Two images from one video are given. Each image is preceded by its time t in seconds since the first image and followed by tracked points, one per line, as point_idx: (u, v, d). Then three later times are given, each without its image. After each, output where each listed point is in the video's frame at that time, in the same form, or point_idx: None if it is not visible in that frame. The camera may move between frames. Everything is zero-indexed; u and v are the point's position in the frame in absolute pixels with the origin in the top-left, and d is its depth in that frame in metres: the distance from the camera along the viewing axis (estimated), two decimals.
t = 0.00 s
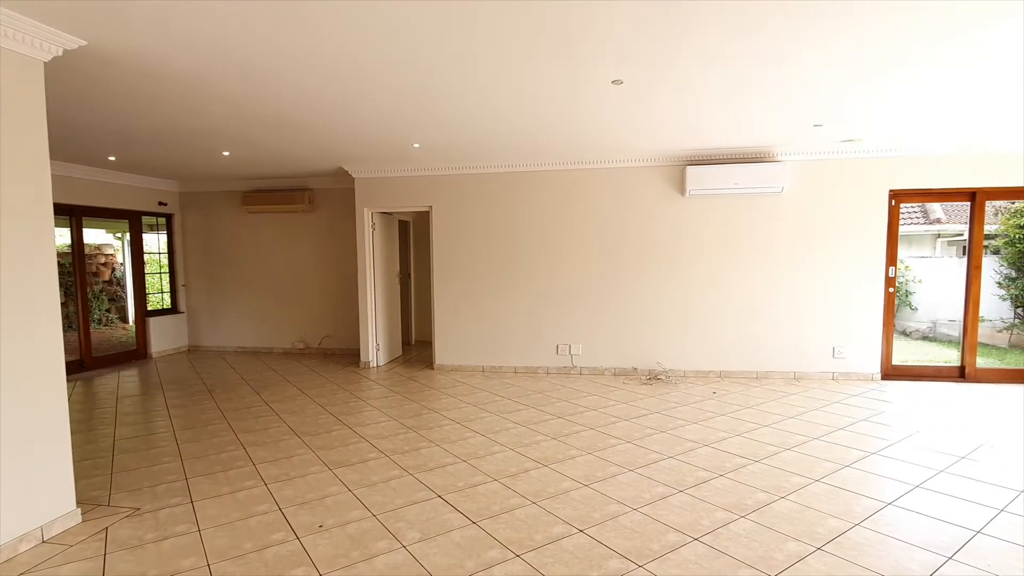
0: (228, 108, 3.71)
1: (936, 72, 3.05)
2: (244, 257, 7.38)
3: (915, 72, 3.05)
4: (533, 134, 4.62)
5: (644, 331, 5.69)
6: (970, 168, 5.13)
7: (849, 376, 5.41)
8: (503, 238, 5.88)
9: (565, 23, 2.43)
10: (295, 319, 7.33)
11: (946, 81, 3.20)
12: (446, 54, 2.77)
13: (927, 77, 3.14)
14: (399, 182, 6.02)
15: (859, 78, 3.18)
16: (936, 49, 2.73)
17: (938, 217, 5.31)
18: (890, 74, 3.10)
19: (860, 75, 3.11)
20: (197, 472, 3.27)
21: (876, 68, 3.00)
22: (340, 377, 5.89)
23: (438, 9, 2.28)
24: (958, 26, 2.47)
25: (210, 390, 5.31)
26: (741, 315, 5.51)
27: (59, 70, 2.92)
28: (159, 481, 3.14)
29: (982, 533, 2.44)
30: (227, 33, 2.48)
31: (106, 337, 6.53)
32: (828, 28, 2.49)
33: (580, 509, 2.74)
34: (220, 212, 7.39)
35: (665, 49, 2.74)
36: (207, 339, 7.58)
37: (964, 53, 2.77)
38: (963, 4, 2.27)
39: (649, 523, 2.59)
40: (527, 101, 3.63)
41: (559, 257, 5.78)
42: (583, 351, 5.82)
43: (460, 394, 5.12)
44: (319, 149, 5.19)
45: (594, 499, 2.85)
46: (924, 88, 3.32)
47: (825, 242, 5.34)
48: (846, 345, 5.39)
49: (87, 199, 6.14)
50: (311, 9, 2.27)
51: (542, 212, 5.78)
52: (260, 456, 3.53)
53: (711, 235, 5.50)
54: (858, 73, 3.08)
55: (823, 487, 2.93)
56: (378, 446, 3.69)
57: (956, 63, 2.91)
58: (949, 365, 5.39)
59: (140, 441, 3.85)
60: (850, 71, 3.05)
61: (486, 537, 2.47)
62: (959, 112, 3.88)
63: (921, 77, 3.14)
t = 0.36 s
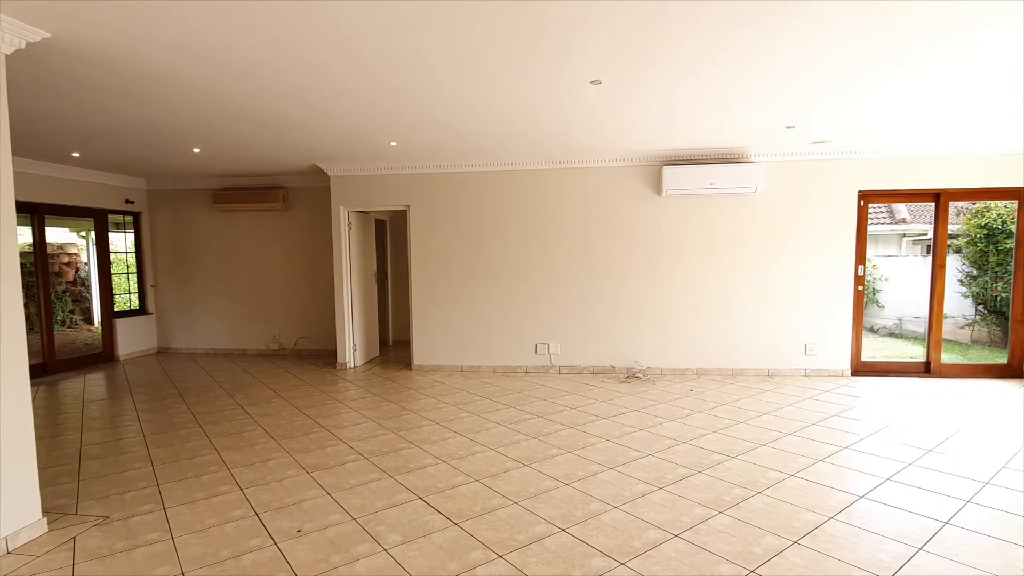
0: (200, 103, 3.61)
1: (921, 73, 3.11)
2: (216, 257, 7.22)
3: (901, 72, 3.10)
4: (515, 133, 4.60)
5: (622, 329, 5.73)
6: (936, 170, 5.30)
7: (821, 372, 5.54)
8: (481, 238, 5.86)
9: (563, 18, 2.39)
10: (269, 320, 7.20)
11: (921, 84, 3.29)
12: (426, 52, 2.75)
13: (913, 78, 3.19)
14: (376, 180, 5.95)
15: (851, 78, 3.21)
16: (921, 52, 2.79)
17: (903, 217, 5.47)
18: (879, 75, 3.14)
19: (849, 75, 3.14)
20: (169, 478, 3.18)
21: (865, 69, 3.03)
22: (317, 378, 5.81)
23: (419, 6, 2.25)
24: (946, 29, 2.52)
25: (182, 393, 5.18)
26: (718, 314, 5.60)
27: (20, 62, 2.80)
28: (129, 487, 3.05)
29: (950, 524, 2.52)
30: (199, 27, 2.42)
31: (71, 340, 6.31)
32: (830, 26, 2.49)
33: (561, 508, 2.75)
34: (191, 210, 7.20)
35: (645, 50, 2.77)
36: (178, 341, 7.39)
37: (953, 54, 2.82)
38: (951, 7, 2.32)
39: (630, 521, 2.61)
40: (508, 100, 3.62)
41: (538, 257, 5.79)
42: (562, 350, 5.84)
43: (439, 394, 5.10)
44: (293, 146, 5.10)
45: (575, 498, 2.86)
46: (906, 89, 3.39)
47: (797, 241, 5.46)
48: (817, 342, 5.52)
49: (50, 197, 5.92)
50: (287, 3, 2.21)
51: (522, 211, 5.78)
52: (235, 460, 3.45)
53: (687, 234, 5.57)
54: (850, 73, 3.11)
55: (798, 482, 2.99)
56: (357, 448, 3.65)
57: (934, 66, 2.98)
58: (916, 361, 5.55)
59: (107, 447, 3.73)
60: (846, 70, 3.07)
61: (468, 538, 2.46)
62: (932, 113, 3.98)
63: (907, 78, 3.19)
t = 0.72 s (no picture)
0: (174, 99, 3.52)
1: (906, 75, 3.15)
2: (191, 257, 7.07)
3: (887, 74, 3.14)
4: (499, 132, 4.58)
5: (603, 329, 5.77)
6: (906, 172, 5.44)
7: (797, 370, 5.65)
8: (463, 238, 5.84)
9: (557, 15, 2.36)
10: (246, 321, 7.07)
11: (894, 88, 3.38)
12: (408, 50, 2.73)
13: (899, 80, 3.24)
14: (356, 179, 5.89)
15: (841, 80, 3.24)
16: (894, 56, 2.86)
17: (875, 218, 5.60)
18: (860, 77, 3.19)
19: (831, 77, 3.19)
20: (143, 484, 3.10)
21: (848, 71, 3.08)
22: (296, 380, 5.72)
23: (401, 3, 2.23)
24: (917, 35, 2.60)
25: (156, 397, 5.06)
26: (697, 313, 5.66)
27: None
28: (102, 494, 2.96)
29: (923, 518, 2.59)
30: (175, 22, 2.37)
31: (38, 342, 6.12)
32: (829, 25, 2.49)
33: (545, 508, 2.75)
34: (164, 210, 7.04)
35: (626, 52, 2.80)
36: (151, 343, 7.22)
37: (940, 56, 2.86)
38: (923, 14, 2.39)
39: (614, 520, 2.62)
40: (490, 100, 3.61)
41: (520, 257, 5.79)
42: (543, 350, 5.85)
43: (420, 396, 5.06)
44: (270, 145, 5.01)
45: (558, 498, 2.87)
46: (888, 91, 3.44)
47: (772, 241, 5.55)
48: (794, 341, 5.62)
49: (16, 195, 5.73)
50: None
51: (503, 211, 5.78)
52: (212, 464, 3.38)
53: (666, 234, 5.63)
54: (840, 74, 3.14)
55: (778, 479, 3.04)
56: (337, 451, 3.60)
57: (905, 71, 3.06)
58: (888, 358, 5.69)
59: (78, 453, 3.62)
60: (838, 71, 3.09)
61: (452, 540, 2.45)
62: (904, 116, 4.08)
63: (893, 80, 3.24)
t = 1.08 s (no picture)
0: (150, 96, 3.45)
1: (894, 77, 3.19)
2: (167, 257, 6.93)
3: (862, 78, 3.21)
4: (483, 132, 4.57)
5: (586, 330, 5.79)
6: (880, 174, 5.57)
7: (776, 368, 5.74)
8: (445, 238, 5.82)
9: (547, 13, 2.36)
10: (225, 323, 6.96)
11: (869, 91, 3.45)
12: (390, 49, 2.71)
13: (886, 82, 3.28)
14: (337, 179, 5.83)
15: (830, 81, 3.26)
16: (871, 60, 2.93)
17: (851, 219, 5.72)
18: (838, 80, 3.25)
19: (810, 81, 3.25)
20: (118, 490, 3.03)
21: (827, 74, 3.14)
22: (276, 382, 5.65)
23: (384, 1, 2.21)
24: (893, 40, 2.67)
25: (131, 400, 4.95)
26: (679, 313, 5.72)
27: None
28: (76, 501, 2.89)
29: (899, 512, 2.65)
30: (152, 18, 2.32)
31: (7, 345, 5.94)
32: (828, 24, 2.49)
33: (530, 509, 2.75)
34: (139, 209, 6.90)
35: (609, 53, 2.82)
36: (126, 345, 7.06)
37: (914, 60, 2.93)
38: (900, 18, 2.45)
39: (598, 519, 2.64)
40: (473, 100, 3.60)
41: (502, 257, 5.79)
42: (526, 351, 5.86)
43: (403, 397, 5.03)
44: (249, 143, 4.94)
45: (542, 498, 2.87)
46: (875, 92, 3.48)
47: (752, 242, 5.63)
48: (773, 340, 5.71)
49: None
50: None
51: (486, 211, 5.77)
52: (190, 469, 3.32)
53: (648, 235, 5.67)
54: (831, 75, 3.16)
55: (758, 476, 3.09)
56: (319, 453, 3.56)
57: (881, 74, 3.14)
58: (864, 356, 5.81)
59: (49, 459, 3.52)
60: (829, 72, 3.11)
61: (437, 542, 2.44)
62: (879, 119, 4.17)
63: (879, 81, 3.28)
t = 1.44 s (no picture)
0: (127, 94, 3.37)
1: (876, 80, 3.25)
2: (145, 258, 6.80)
3: (843, 81, 3.27)
4: (468, 133, 4.57)
5: (570, 330, 5.81)
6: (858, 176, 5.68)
7: (757, 367, 5.82)
8: (430, 239, 5.80)
9: (534, 14, 2.36)
10: (205, 325, 6.85)
11: (850, 94, 3.52)
12: (374, 48, 2.69)
13: (868, 84, 3.34)
14: (319, 179, 5.78)
15: (825, 81, 3.29)
16: (854, 64, 2.99)
17: (829, 220, 5.82)
18: (820, 83, 3.31)
19: (793, 83, 3.31)
20: (95, 496, 2.96)
21: (810, 77, 3.20)
22: (258, 385, 5.58)
23: None
24: (876, 44, 2.72)
25: (108, 404, 4.85)
26: (662, 313, 5.77)
27: None
28: (51, 508, 2.82)
29: (877, 508, 2.70)
30: (129, 16, 2.29)
31: None
32: (831, 23, 2.49)
33: (515, 510, 2.75)
34: (116, 209, 6.76)
35: (598, 54, 2.83)
36: (102, 348, 6.91)
37: (893, 64, 3.00)
38: (884, 22, 2.50)
39: (583, 519, 2.65)
40: (459, 100, 3.60)
41: (487, 258, 5.78)
42: (511, 351, 5.86)
43: (387, 399, 4.99)
44: (230, 143, 4.86)
45: (528, 499, 2.88)
46: (857, 94, 3.54)
47: (734, 242, 5.70)
48: (754, 340, 5.79)
49: None
50: None
51: (471, 212, 5.76)
52: (170, 474, 3.26)
53: (633, 235, 5.71)
54: (827, 75, 3.17)
55: (740, 474, 3.12)
56: (302, 457, 3.52)
57: (861, 78, 3.20)
58: (842, 355, 5.91)
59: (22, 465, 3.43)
60: (820, 73, 3.14)
61: (422, 544, 2.43)
62: (858, 122, 4.25)
63: (862, 84, 3.33)
